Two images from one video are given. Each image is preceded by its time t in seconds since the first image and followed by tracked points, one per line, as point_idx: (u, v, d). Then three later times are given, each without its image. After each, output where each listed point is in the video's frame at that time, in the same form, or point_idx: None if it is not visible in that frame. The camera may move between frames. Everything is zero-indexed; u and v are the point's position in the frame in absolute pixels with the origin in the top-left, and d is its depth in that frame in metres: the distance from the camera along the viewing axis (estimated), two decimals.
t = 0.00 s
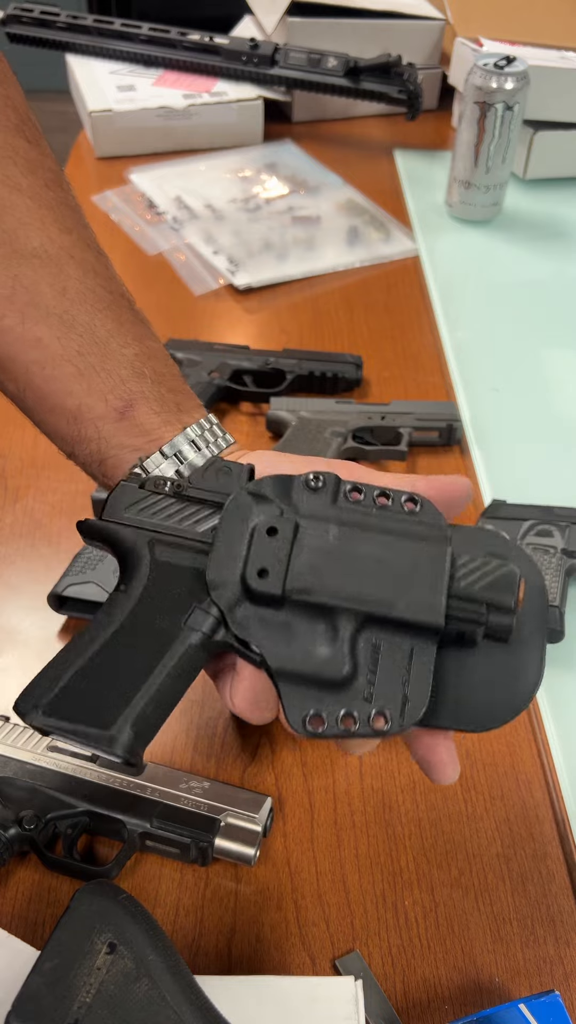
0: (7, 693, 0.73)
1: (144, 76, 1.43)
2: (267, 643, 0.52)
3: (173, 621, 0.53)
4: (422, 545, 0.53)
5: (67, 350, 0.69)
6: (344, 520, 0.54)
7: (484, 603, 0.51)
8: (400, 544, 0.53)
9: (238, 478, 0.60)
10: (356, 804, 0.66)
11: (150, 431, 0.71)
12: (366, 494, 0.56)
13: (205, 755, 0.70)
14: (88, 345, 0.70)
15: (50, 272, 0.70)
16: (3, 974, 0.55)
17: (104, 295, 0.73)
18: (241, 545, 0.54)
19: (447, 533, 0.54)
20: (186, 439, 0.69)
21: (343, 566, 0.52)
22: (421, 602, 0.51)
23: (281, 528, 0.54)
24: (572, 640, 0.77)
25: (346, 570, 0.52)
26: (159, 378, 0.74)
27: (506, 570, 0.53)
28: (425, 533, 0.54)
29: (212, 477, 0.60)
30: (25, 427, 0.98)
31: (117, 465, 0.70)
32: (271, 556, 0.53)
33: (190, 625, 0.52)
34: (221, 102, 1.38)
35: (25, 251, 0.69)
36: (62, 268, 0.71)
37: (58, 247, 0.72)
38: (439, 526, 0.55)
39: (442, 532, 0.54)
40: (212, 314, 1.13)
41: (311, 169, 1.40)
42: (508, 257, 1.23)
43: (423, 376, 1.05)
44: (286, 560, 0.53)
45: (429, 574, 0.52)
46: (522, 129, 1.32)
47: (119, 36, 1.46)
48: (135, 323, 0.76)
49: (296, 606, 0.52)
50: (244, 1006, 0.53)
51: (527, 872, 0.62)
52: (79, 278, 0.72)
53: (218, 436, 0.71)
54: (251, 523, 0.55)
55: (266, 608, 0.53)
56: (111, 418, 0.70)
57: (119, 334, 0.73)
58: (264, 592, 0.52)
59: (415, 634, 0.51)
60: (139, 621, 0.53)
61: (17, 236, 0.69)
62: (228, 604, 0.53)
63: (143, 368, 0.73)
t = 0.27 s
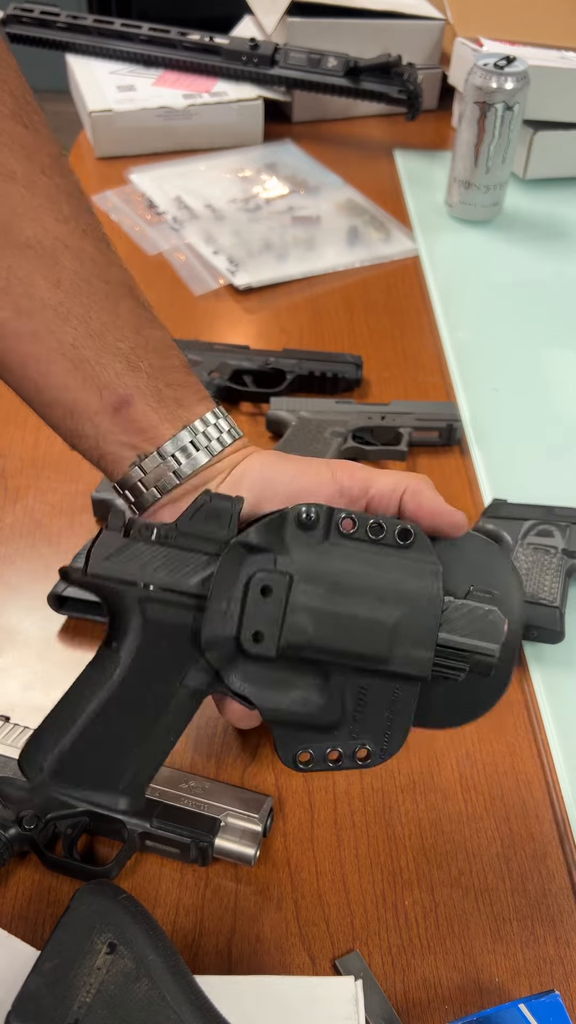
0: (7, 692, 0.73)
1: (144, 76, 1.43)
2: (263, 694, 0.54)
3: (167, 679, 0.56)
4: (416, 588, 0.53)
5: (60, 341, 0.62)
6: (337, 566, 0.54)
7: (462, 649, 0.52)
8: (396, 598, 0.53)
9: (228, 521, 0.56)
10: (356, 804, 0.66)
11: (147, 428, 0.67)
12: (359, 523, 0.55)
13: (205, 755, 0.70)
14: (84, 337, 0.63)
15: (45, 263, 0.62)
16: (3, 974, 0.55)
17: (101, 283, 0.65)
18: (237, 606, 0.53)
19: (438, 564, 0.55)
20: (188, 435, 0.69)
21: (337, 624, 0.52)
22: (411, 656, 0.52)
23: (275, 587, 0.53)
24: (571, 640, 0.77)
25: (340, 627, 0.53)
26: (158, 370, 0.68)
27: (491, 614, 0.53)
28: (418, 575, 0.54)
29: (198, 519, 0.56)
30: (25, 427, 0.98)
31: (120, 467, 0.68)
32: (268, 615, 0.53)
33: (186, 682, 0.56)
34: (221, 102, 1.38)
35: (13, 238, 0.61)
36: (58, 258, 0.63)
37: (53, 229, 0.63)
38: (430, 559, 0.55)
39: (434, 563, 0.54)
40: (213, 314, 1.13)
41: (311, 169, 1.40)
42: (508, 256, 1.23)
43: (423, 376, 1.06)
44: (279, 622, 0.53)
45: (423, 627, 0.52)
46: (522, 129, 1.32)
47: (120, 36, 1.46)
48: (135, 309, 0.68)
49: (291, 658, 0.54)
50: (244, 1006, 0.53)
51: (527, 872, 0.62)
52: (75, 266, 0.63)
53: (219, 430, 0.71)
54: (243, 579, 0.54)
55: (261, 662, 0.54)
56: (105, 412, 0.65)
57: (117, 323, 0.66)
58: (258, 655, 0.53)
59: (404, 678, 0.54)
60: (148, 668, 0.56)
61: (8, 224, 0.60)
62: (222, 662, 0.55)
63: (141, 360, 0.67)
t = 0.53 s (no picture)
0: (7, 693, 0.73)
1: (144, 76, 1.43)
2: (272, 700, 0.57)
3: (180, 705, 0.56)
4: (427, 602, 0.54)
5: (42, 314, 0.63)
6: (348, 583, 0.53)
7: (466, 645, 0.59)
8: (405, 617, 0.54)
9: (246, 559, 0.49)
10: (355, 805, 0.66)
11: (134, 409, 0.69)
12: (371, 538, 0.52)
13: (205, 755, 0.70)
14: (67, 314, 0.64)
15: (26, 239, 0.63)
16: (3, 974, 0.55)
17: (85, 260, 0.67)
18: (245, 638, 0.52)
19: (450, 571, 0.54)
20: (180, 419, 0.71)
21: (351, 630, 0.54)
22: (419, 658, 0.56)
23: (290, 624, 0.52)
24: (572, 640, 0.77)
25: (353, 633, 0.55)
26: (144, 352, 0.70)
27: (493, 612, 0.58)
28: (430, 592, 0.54)
29: (212, 562, 0.48)
30: (25, 428, 0.98)
31: (111, 453, 0.71)
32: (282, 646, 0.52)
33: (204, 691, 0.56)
34: (221, 102, 1.38)
35: None
36: (40, 233, 0.64)
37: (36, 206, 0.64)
38: (439, 567, 0.54)
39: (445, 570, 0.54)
40: (213, 314, 1.13)
41: (311, 169, 1.40)
42: (508, 257, 1.23)
43: (423, 376, 1.06)
44: (293, 651, 0.53)
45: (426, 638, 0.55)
46: (522, 129, 1.32)
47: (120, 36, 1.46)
48: (121, 288, 0.70)
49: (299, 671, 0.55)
50: (244, 1006, 0.53)
51: (527, 873, 0.62)
52: (58, 241, 0.65)
53: (214, 411, 0.74)
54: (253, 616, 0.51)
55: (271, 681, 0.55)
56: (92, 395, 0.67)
57: (101, 300, 0.68)
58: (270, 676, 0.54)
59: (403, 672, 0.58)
60: (154, 696, 0.55)
61: None
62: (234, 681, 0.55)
63: (127, 341, 0.69)
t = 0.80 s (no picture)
0: (7, 693, 0.73)
1: (144, 76, 1.43)
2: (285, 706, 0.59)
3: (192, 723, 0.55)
4: (441, 610, 0.57)
5: (40, 289, 0.68)
6: (364, 602, 0.54)
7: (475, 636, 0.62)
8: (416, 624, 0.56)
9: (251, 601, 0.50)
10: (355, 805, 0.66)
11: (133, 382, 0.73)
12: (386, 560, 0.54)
13: (205, 755, 0.70)
14: (62, 284, 0.69)
15: (20, 206, 0.68)
16: (3, 975, 0.55)
17: (79, 226, 0.72)
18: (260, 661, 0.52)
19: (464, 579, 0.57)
20: (180, 394, 0.74)
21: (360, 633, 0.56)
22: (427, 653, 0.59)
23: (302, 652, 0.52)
24: (572, 639, 0.77)
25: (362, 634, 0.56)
26: (142, 318, 0.74)
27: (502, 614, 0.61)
28: (442, 599, 0.57)
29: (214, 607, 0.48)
30: (25, 427, 0.98)
31: (115, 429, 0.75)
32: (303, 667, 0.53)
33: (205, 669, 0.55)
34: (221, 102, 1.38)
35: None
36: (33, 200, 0.69)
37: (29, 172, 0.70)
38: (454, 574, 0.57)
39: (462, 582, 0.57)
40: (212, 314, 1.13)
41: (311, 169, 1.40)
42: (508, 256, 1.23)
43: (423, 376, 1.05)
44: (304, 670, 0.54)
45: (433, 638, 0.58)
46: (522, 129, 1.32)
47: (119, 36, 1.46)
48: (117, 253, 0.75)
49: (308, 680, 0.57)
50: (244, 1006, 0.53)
51: (527, 872, 0.62)
52: (51, 208, 0.70)
53: (217, 383, 0.76)
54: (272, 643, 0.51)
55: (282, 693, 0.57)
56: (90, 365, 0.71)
57: (96, 269, 0.72)
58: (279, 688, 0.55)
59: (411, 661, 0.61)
60: (163, 722, 0.55)
61: None
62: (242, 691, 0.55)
63: (124, 309, 0.73)
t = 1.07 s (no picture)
0: (6, 693, 0.73)
1: (144, 76, 1.42)
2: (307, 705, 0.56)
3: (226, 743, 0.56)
4: (447, 587, 0.51)
5: (39, 284, 0.71)
6: (356, 600, 0.49)
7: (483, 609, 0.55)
8: (421, 610, 0.51)
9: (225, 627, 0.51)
10: (355, 805, 0.66)
11: (130, 375, 0.74)
12: (366, 555, 0.49)
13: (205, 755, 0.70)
14: (60, 278, 0.72)
15: (17, 200, 0.72)
16: (3, 975, 0.55)
17: (77, 219, 0.75)
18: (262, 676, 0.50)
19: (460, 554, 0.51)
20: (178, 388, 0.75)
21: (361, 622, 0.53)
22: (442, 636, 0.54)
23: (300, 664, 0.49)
24: (572, 639, 0.77)
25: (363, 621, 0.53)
26: (140, 311, 0.76)
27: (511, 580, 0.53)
28: (444, 580, 0.50)
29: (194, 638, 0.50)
30: (25, 427, 0.98)
31: (115, 423, 0.77)
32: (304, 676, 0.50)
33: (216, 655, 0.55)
34: (221, 102, 1.38)
35: None
36: (30, 193, 0.73)
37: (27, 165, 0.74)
38: (450, 550, 0.50)
39: (457, 558, 0.50)
40: (212, 314, 1.13)
41: (311, 169, 1.40)
42: (508, 256, 1.23)
43: (423, 376, 1.05)
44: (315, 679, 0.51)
45: (450, 620, 0.53)
46: (522, 129, 1.32)
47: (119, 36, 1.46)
48: (115, 245, 0.77)
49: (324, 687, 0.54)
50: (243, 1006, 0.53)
51: (527, 873, 0.62)
52: (48, 201, 0.73)
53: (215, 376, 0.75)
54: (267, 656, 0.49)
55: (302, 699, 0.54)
56: (89, 358, 0.73)
57: (94, 261, 0.74)
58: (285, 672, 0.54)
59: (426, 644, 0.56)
60: (195, 748, 0.56)
61: None
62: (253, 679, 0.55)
63: (121, 301, 0.75)
